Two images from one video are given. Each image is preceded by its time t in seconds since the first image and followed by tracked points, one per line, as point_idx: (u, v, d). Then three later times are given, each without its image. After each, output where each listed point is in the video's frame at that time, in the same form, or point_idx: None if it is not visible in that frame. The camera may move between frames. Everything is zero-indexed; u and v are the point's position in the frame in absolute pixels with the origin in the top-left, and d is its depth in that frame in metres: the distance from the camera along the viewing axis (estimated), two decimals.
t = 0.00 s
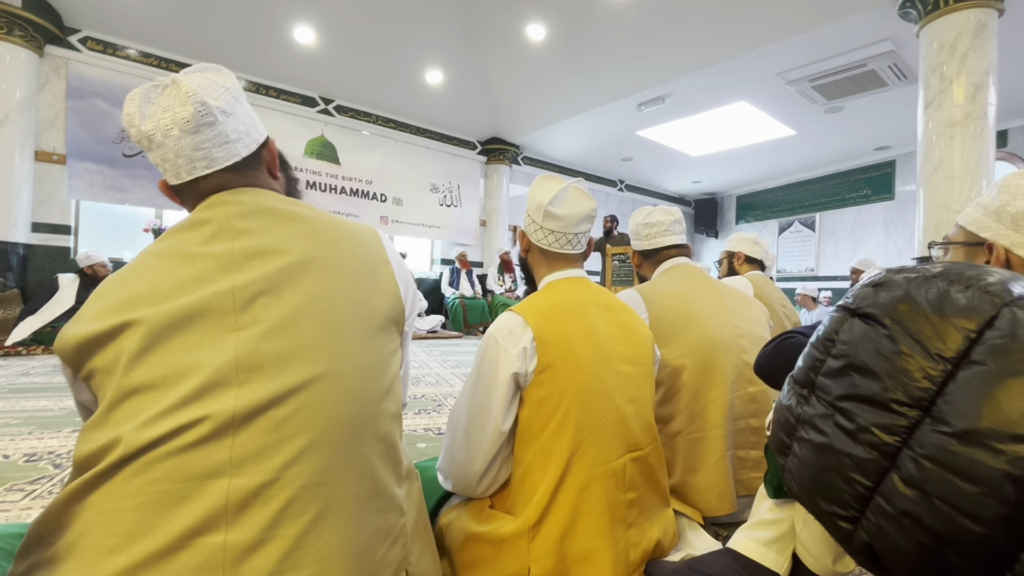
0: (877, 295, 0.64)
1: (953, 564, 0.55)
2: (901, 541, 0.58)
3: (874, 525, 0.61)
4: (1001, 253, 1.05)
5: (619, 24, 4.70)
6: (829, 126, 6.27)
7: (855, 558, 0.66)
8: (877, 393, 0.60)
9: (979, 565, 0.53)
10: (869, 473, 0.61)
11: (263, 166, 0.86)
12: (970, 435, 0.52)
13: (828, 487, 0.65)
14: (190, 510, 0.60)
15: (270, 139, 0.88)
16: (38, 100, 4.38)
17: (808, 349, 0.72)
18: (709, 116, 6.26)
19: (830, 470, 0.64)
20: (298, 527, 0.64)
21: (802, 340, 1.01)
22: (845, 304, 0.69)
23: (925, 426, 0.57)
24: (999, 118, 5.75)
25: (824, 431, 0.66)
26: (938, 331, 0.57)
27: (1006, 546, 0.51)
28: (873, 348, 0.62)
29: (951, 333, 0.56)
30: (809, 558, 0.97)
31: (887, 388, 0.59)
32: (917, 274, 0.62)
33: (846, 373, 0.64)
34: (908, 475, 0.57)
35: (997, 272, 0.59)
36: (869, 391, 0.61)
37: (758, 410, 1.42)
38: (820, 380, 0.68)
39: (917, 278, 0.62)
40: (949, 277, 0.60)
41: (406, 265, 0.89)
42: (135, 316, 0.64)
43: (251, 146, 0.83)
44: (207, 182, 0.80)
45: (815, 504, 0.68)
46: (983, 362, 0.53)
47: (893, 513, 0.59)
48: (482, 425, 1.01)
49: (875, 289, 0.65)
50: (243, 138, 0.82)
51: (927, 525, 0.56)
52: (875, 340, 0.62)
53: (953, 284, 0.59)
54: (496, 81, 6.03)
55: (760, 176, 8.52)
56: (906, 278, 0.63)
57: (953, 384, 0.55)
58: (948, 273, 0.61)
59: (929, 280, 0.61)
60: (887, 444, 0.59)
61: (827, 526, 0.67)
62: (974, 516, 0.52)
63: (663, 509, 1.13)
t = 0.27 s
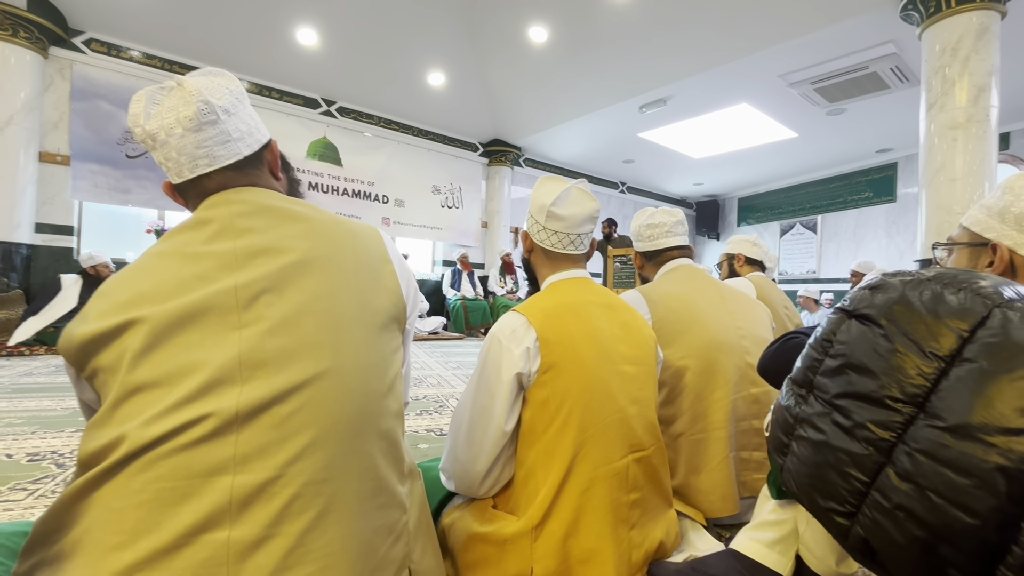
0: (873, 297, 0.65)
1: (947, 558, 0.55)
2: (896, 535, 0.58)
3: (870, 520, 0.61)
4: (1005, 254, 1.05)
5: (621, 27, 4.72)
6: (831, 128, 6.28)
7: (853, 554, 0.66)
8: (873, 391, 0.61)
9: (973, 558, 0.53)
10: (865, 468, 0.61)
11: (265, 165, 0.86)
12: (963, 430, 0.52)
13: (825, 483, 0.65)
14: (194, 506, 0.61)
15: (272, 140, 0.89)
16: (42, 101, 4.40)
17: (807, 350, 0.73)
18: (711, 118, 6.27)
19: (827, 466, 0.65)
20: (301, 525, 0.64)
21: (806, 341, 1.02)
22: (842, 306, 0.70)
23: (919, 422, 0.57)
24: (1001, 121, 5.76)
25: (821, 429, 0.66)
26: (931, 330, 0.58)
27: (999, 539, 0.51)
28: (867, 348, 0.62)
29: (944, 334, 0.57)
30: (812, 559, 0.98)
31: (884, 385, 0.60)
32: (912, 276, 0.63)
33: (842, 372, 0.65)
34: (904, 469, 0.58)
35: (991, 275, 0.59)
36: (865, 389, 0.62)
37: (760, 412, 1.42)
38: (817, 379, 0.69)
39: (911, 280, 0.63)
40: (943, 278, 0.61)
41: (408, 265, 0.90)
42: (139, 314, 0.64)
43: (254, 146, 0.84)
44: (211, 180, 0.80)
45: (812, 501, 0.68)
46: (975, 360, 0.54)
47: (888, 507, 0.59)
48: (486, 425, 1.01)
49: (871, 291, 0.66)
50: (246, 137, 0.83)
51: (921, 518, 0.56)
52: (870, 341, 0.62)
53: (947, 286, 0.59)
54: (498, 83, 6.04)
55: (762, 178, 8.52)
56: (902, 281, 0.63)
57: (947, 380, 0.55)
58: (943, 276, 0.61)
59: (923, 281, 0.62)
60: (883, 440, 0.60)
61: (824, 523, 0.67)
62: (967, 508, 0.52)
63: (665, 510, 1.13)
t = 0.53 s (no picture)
0: (875, 297, 0.65)
1: (946, 554, 0.54)
2: (897, 532, 0.57)
3: (872, 518, 0.60)
4: (1010, 255, 1.04)
5: (624, 28, 4.72)
6: (836, 129, 6.25)
7: (853, 553, 0.65)
8: (875, 390, 0.60)
9: (971, 554, 0.53)
10: (867, 467, 0.61)
11: (274, 166, 0.86)
12: (964, 427, 0.52)
13: (826, 481, 0.64)
14: (200, 504, 0.61)
15: (281, 140, 0.89)
16: (49, 102, 4.43)
17: (809, 350, 0.72)
18: (714, 119, 6.26)
19: (829, 464, 0.64)
20: (306, 523, 0.64)
21: (809, 341, 1.02)
22: (844, 307, 0.69)
23: (921, 420, 0.57)
24: (1006, 122, 5.73)
25: (823, 427, 0.66)
26: (933, 330, 0.58)
27: (997, 534, 0.51)
28: (869, 347, 0.62)
29: (945, 335, 0.57)
30: (814, 559, 0.95)
31: (886, 384, 0.59)
32: (913, 278, 0.63)
33: (845, 371, 0.64)
34: (905, 467, 0.57)
35: (991, 278, 0.59)
36: (867, 388, 0.61)
37: (764, 413, 1.42)
38: (820, 379, 0.68)
39: (913, 281, 0.63)
40: (944, 280, 0.61)
41: (413, 266, 0.90)
42: (148, 313, 0.64)
43: (263, 146, 0.84)
44: (220, 180, 0.81)
45: (814, 500, 0.67)
46: (976, 359, 0.54)
47: (889, 504, 0.58)
48: (489, 423, 1.01)
49: (873, 292, 0.65)
50: (255, 137, 0.83)
51: (921, 515, 0.55)
52: (873, 340, 0.62)
53: (948, 288, 0.59)
54: (501, 84, 6.05)
55: (765, 180, 8.51)
56: (903, 282, 0.63)
57: (948, 379, 0.56)
58: (944, 278, 0.61)
59: (924, 282, 0.62)
60: (884, 438, 0.59)
61: (824, 521, 0.66)
62: (966, 504, 0.52)
63: (668, 511, 1.13)
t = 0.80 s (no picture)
0: (874, 301, 0.64)
1: (940, 557, 0.55)
2: (892, 534, 0.58)
3: (868, 521, 0.61)
4: (1011, 255, 1.04)
5: (625, 26, 4.71)
6: (837, 128, 6.24)
7: (851, 553, 0.66)
8: (872, 394, 0.60)
9: (966, 558, 0.53)
10: (864, 470, 0.61)
11: (275, 164, 0.86)
12: (957, 434, 0.52)
13: (824, 484, 0.65)
14: (200, 504, 0.61)
15: (282, 139, 0.89)
16: (48, 100, 4.42)
17: (809, 353, 0.72)
18: (715, 118, 6.25)
19: (826, 466, 0.64)
20: (305, 523, 0.64)
21: (809, 342, 1.01)
22: (843, 310, 0.69)
23: (916, 426, 0.57)
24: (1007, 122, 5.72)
25: (821, 430, 0.66)
26: (929, 336, 0.58)
27: (990, 539, 0.51)
28: (867, 351, 0.62)
29: (941, 340, 0.57)
30: (814, 559, 0.94)
31: (882, 389, 0.59)
32: (912, 281, 0.63)
33: (843, 375, 0.64)
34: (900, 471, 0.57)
35: (992, 280, 0.59)
36: (865, 392, 0.61)
37: (763, 413, 1.42)
38: (818, 382, 0.68)
39: (912, 284, 0.62)
40: (942, 283, 0.60)
41: (413, 264, 0.90)
42: (148, 312, 0.64)
43: (264, 144, 0.84)
44: (221, 178, 0.81)
45: (812, 501, 0.67)
46: (971, 365, 0.54)
47: (884, 507, 0.59)
48: (489, 422, 1.01)
49: (872, 295, 0.65)
50: (256, 136, 0.83)
51: (915, 518, 0.56)
52: (870, 345, 0.62)
53: (946, 291, 0.59)
54: (502, 82, 6.04)
55: (766, 179, 8.50)
56: (902, 285, 0.63)
57: (943, 384, 0.55)
58: (943, 281, 0.61)
59: (922, 286, 0.61)
60: (880, 442, 0.59)
61: (823, 522, 0.67)
62: (960, 509, 0.52)
63: (668, 510, 1.13)
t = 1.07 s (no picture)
0: (882, 303, 0.63)
1: (964, 566, 0.54)
2: (913, 545, 0.57)
3: (888, 530, 0.60)
4: (1012, 254, 1.05)
5: (626, 25, 4.70)
6: (838, 128, 6.22)
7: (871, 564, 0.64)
8: (886, 402, 0.59)
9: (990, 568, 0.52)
10: (880, 479, 0.60)
11: (275, 163, 0.86)
12: (977, 443, 0.52)
13: (841, 492, 0.63)
14: (200, 502, 0.61)
15: (282, 137, 0.89)
16: (49, 98, 4.42)
17: (818, 356, 0.70)
18: (716, 117, 6.24)
19: (843, 475, 0.63)
20: (305, 521, 0.64)
21: (810, 341, 1.02)
22: (851, 311, 0.68)
23: (933, 434, 0.56)
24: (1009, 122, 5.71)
25: (835, 438, 0.64)
26: (942, 339, 0.56)
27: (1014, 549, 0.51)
28: (877, 356, 0.60)
29: (955, 342, 0.55)
30: (813, 559, 0.93)
31: (896, 396, 0.58)
32: (920, 282, 0.61)
33: (854, 381, 0.63)
34: (918, 480, 0.56)
35: (1003, 277, 0.57)
36: (878, 399, 0.60)
37: (764, 412, 1.42)
38: (829, 388, 0.67)
39: (921, 284, 0.61)
40: (952, 282, 0.59)
41: (413, 263, 0.90)
42: (147, 310, 0.64)
43: (264, 143, 0.84)
44: (220, 176, 0.80)
45: (830, 509, 0.66)
46: (988, 370, 0.52)
47: (904, 518, 0.58)
48: (490, 421, 1.01)
49: (879, 297, 0.64)
50: (256, 134, 0.83)
51: (937, 529, 0.55)
52: (881, 350, 0.60)
53: (957, 291, 0.58)
54: (503, 81, 6.03)
55: (767, 178, 8.49)
56: (910, 285, 0.61)
57: (959, 390, 0.54)
58: (953, 280, 0.59)
59: (932, 286, 0.60)
60: (897, 451, 0.58)
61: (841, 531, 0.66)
62: (981, 519, 0.52)
63: (668, 509, 1.13)
